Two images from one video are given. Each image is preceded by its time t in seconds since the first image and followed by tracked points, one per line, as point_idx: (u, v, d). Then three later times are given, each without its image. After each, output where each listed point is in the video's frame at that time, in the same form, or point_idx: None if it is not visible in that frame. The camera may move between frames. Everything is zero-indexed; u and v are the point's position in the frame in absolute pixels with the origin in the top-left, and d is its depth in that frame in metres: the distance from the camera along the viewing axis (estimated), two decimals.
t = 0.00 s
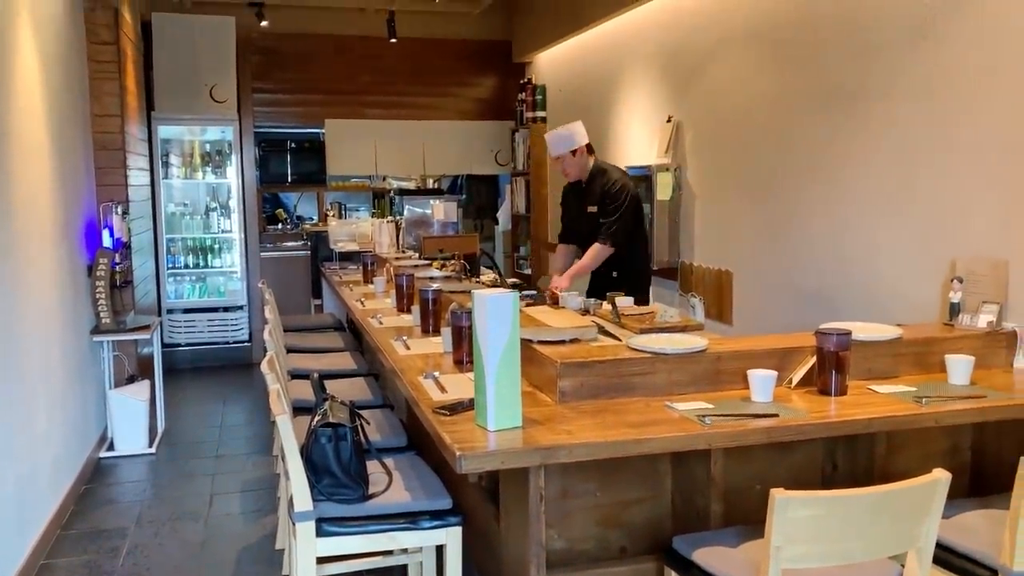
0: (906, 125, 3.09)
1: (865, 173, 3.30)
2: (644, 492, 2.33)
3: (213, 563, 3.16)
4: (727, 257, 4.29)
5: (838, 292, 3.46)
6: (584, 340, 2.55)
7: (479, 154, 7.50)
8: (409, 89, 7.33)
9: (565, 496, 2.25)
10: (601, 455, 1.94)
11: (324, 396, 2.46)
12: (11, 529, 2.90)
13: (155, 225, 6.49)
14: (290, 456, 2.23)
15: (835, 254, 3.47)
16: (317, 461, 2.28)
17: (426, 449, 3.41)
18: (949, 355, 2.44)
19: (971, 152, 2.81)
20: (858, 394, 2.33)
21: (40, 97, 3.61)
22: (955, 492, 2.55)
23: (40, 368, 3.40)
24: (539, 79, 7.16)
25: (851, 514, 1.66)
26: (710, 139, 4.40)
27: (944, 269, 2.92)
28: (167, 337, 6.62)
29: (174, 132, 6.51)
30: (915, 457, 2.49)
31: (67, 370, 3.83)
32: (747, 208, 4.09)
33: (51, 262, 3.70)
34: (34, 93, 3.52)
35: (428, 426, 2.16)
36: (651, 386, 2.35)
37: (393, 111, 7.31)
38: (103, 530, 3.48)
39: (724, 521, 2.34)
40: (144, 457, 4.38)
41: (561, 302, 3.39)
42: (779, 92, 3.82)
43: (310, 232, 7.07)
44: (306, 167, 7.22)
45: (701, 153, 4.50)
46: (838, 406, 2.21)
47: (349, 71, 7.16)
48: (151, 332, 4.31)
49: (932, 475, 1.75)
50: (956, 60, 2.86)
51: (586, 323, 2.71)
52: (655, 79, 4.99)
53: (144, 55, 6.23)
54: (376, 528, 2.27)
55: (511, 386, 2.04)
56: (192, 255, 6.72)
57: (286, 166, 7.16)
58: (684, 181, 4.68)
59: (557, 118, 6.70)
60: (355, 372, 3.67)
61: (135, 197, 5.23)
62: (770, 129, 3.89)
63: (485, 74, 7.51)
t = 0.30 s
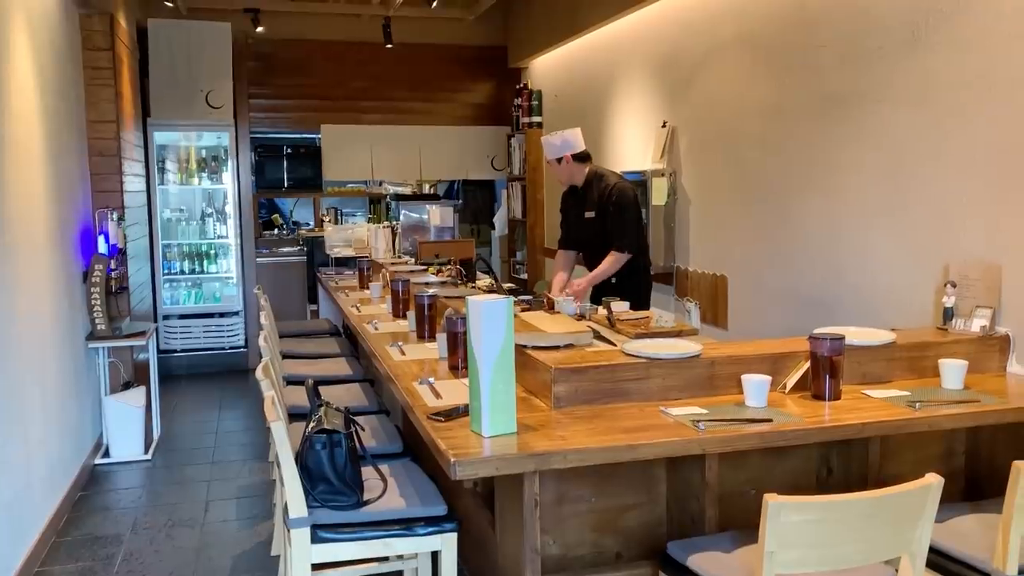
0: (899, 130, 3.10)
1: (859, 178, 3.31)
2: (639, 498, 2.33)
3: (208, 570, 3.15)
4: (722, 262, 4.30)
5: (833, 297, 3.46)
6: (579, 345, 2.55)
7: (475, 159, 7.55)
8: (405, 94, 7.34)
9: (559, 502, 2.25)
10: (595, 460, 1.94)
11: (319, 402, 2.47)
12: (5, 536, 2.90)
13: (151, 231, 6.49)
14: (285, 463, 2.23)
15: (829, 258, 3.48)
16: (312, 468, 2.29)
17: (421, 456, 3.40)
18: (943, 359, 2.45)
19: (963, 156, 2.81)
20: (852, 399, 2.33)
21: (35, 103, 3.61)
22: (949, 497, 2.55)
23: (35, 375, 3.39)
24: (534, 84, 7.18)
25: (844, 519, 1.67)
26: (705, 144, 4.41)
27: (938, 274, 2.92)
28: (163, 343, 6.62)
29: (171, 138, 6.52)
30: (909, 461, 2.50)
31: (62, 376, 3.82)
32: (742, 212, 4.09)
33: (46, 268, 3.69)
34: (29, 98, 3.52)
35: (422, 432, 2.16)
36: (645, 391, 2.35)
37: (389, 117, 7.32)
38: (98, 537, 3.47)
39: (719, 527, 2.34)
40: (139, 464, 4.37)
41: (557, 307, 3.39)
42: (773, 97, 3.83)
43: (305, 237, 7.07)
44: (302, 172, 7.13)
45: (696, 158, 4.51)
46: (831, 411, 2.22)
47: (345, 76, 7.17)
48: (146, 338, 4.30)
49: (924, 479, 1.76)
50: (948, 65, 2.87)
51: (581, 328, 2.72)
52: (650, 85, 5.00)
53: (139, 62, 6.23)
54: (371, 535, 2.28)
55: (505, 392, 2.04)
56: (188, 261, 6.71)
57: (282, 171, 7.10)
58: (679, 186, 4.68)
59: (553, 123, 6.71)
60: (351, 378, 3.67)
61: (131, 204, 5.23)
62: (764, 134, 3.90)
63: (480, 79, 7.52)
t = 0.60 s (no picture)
0: (888, 133, 3.11)
1: (847, 182, 3.33)
2: (629, 501, 2.33)
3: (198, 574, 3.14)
4: (712, 266, 4.32)
5: (822, 300, 3.48)
6: (569, 349, 2.56)
7: (468, 162, 7.56)
8: (397, 97, 7.35)
9: (550, 505, 2.26)
10: (584, 463, 1.95)
11: (309, 406, 2.47)
12: None
13: (142, 234, 6.47)
14: (274, 466, 2.23)
15: (819, 261, 3.50)
16: (301, 471, 2.29)
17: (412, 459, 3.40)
18: (930, 363, 2.47)
19: (950, 161, 2.83)
20: (840, 402, 2.34)
21: (25, 105, 3.60)
22: (937, 499, 2.56)
23: (26, 378, 3.39)
24: (526, 88, 7.19)
25: (831, 521, 1.68)
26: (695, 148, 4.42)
27: (926, 277, 2.94)
28: (154, 347, 6.60)
29: (163, 141, 6.50)
30: (898, 464, 2.51)
31: (52, 380, 3.81)
32: (732, 216, 4.11)
33: (36, 271, 3.68)
34: (19, 101, 3.51)
35: (412, 435, 2.16)
36: (635, 394, 2.36)
37: (382, 120, 7.33)
38: (87, 542, 3.46)
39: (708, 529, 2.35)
40: (130, 468, 4.36)
41: (548, 310, 3.41)
42: (763, 102, 3.85)
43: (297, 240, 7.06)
44: (294, 176, 7.19)
45: (687, 162, 4.52)
46: (820, 414, 2.23)
47: (337, 79, 7.17)
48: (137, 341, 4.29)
49: (911, 482, 1.77)
50: (935, 71, 2.89)
51: (572, 332, 2.72)
52: (641, 89, 5.01)
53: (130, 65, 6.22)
54: (361, 538, 2.28)
55: (495, 395, 2.05)
56: (179, 264, 6.70)
57: (274, 174, 7.13)
58: (670, 190, 4.70)
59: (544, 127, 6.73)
60: (341, 381, 3.67)
61: (122, 207, 5.22)
62: (754, 138, 3.92)
63: (473, 82, 7.54)
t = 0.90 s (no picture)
0: (872, 139, 3.14)
1: (832, 186, 3.35)
2: (615, 503, 2.34)
3: None
4: (700, 269, 4.34)
5: (809, 303, 3.50)
6: (556, 351, 2.57)
7: (458, 165, 7.57)
8: (387, 100, 7.35)
9: (536, 507, 2.26)
10: (569, 466, 1.96)
11: (296, 409, 2.47)
12: None
13: (130, 236, 6.45)
14: (260, 469, 2.23)
15: (805, 265, 3.52)
16: (288, 474, 2.29)
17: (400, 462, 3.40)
18: (914, 366, 2.49)
19: (933, 165, 2.86)
20: (824, 404, 2.36)
21: (12, 107, 3.59)
22: (921, 501, 2.58)
23: (12, 380, 3.38)
24: (516, 91, 7.20)
25: (814, 523, 1.69)
26: (683, 152, 4.45)
27: (910, 281, 2.96)
28: (142, 349, 6.57)
29: (151, 144, 6.48)
30: (882, 466, 2.53)
31: (38, 382, 3.79)
32: (719, 220, 4.13)
33: (23, 273, 3.67)
34: (7, 103, 3.50)
35: (398, 438, 2.17)
36: (621, 397, 2.37)
37: (372, 123, 7.33)
38: (73, 544, 3.45)
39: (694, 531, 2.36)
40: (117, 471, 4.34)
41: (537, 313, 3.42)
42: (750, 107, 3.87)
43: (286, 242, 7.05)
44: (284, 177, 7.17)
45: (675, 166, 4.54)
46: (804, 417, 2.24)
47: (326, 82, 7.17)
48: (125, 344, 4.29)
49: (893, 483, 1.78)
50: (918, 76, 2.92)
51: (559, 335, 2.74)
52: (630, 93, 5.04)
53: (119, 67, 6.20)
54: (347, 541, 2.28)
55: (482, 398, 2.05)
56: (168, 266, 6.68)
57: (263, 177, 7.12)
58: (659, 193, 4.72)
59: (534, 130, 6.75)
60: (329, 384, 3.67)
61: (109, 209, 5.20)
62: (741, 142, 3.94)
63: (462, 86, 7.55)
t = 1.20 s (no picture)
0: (849, 146, 3.17)
1: (811, 193, 3.38)
2: (595, 508, 2.34)
3: None
4: (681, 275, 4.36)
5: (789, 309, 3.52)
6: (537, 357, 2.57)
7: (441, 170, 7.57)
8: (370, 105, 7.35)
9: (516, 513, 2.26)
10: (549, 471, 1.96)
11: (276, 414, 2.49)
12: None
13: (111, 241, 6.40)
14: (239, 476, 2.22)
15: (785, 271, 3.54)
16: (267, 480, 2.28)
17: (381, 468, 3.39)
18: (890, 371, 2.51)
19: (910, 172, 2.89)
20: (802, 409, 2.38)
21: None
22: (898, 505, 2.60)
23: None
24: (499, 96, 7.22)
25: (790, 527, 1.70)
26: (665, 158, 4.47)
27: (887, 287, 2.99)
28: (122, 354, 6.53)
29: (132, 148, 6.44)
30: (859, 471, 2.55)
31: (15, 388, 3.76)
32: (700, 225, 4.15)
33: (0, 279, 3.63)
34: None
35: (378, 444, 2.16)
36: (601, 402, 2.37)
37: (356, 128, 7.33)
38: (51, 552, 3.42)
39: (673, 536, 2.37)
40: (96, 477, 4.31)
41: (518, 318, 3.43)
42: (730, 114, 3.91)
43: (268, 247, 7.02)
44: (266, 182, 7.12)
45: (657, 173, 4.56)
46: (782, 422, 2.26)
47: (309, 87, 7.16)
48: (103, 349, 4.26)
49: (868, 488, 1.80)
50: (895, 85, 2.95)
51: (541, 340, 2.74)
52: (612, 100, 5.06)
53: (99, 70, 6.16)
54: (326, 547, 2.27)
55: (461, 403, 2.05)
56: (149, 271, 6.64)
57: (245, 181, 7.08)
58: (641, 199, 4.74)
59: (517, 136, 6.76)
60: (310, 390, 3.65)
61: (89, 214, 5.17)
62: (721, 149, 3.97)
63: (445, 91, 7.56)
